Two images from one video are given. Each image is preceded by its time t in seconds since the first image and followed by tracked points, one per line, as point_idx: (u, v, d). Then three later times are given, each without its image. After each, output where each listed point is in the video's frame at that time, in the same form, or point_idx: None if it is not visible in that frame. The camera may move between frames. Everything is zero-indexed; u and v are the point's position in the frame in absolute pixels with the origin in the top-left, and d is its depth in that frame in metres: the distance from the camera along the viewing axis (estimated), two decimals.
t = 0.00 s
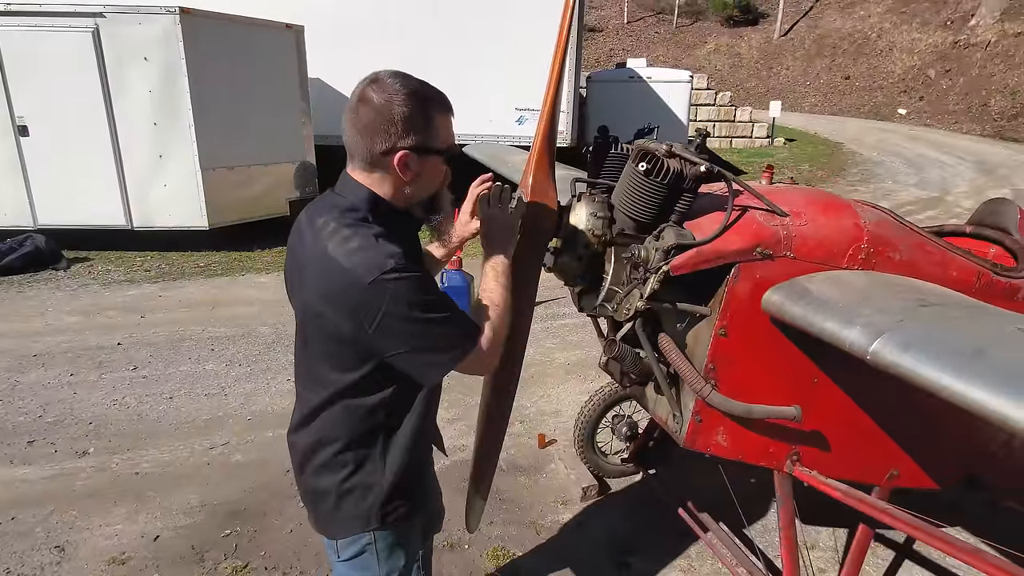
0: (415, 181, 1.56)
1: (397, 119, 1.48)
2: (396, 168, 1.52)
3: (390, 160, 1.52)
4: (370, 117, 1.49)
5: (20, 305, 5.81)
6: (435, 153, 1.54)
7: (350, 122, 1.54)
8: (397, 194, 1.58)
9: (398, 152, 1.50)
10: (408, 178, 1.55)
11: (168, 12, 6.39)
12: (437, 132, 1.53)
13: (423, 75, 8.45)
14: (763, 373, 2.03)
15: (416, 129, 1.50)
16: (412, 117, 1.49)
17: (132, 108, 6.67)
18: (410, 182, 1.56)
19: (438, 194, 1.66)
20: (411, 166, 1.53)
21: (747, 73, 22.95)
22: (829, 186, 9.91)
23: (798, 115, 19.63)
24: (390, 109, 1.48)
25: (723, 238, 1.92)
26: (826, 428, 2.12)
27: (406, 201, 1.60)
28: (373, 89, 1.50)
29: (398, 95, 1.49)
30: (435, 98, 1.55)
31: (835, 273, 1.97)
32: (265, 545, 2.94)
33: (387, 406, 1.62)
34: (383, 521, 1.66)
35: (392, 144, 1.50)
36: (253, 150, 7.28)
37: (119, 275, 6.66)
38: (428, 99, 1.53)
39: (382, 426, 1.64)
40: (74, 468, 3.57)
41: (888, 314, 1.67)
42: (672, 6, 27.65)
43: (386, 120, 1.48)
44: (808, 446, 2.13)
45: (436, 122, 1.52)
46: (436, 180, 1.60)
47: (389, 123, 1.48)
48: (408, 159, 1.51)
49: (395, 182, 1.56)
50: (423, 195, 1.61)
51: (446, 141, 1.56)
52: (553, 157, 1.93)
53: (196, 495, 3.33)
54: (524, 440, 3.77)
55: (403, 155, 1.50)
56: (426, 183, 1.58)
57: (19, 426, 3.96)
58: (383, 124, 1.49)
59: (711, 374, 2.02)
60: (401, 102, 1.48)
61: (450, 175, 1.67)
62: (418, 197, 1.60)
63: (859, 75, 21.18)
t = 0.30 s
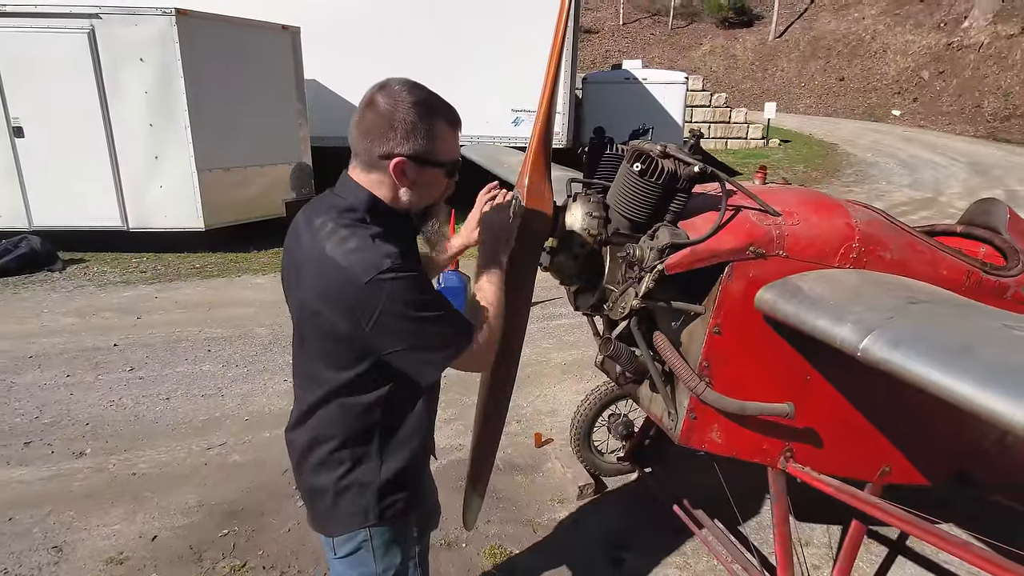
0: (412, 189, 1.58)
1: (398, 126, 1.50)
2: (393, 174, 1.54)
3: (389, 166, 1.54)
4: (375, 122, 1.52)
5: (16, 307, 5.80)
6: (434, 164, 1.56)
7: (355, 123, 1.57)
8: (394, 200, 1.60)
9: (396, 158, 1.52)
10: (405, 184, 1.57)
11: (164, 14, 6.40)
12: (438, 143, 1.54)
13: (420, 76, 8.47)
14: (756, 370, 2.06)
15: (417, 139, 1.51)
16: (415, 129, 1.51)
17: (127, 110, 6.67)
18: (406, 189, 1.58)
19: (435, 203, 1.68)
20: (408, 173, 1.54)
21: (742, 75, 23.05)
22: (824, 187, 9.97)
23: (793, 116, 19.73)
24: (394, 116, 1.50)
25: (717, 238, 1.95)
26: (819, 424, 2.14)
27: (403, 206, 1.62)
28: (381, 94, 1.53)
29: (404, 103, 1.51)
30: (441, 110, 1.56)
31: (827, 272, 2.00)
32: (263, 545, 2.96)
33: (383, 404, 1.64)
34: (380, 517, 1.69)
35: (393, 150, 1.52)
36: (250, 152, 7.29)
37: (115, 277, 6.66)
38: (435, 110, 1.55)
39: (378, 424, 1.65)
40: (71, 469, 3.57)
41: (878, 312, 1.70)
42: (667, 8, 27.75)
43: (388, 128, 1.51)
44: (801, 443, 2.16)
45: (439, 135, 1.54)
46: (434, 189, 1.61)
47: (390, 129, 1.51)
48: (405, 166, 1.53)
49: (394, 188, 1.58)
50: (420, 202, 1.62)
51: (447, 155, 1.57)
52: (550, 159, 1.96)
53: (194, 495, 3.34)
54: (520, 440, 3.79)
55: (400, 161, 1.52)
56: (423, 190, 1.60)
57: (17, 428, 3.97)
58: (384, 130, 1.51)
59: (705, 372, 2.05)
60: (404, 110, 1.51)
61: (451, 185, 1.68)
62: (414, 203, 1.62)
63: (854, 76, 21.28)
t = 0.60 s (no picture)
0: (402, 186, 1.58)
1: (383, 124, 1.50)
2: (381, 171, 1.55)
3: (377, 164, 1.54)
4: (362, 120, 1.52)
5: (10, 305, 5.78)
6: (422, 160, 1.55)
7: (344, 123, 1.57)
8: (386, 197, 1.60)
9: (383, 156, 1.53)
10: (395, 182, 1.57)
11: (158, 11, 6.37)
12: (423, 140, 1.53)
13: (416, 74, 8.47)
14: (750, 367, 2.06)
15: (402, 136, 1.51)
16: (400, 124, 1.50)
17: (121, 108, 6.64)
18: (397, 186, 1.58)
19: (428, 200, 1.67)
20: (396, 170, 1.55)
21: (738, 73, 23.10)
22: (819, 185, 10.00)
23: (789, 114, 19.77)
24: (378, 115, 1.50)
25: (710, 235, 1.95)
26: (812, 420, 2.15)
27: (396, 203, 1.62)
28: (366, 91, 1.53)
29: (389, 100, 1.51)
30: (427, 104, 1.56)
31: (820, 269, 2.00)
32: (259, 543, 2.96)
33: (376, 400, 1.63)
34: (373, 512, 1.69)
35: (380, 147, 1.52)
36: (245, 150, 7.27)
37: (109, 275, 6.63)
38: (421, 106, 1.54)
39: (371, 421, 1.65)
40: (65, 468, 3.56)
41: (871, 309, 1.71)
42: (663, 6, 27.76)
43: (373, 126, 1.51)
44: (794, 439, 2.17)
45: (424, 131, 1.53)
46: (424, 186, 1.61)
47: (376, 128, 1.51)
48: (393, 164, 1.53)
49: (385, 186, 1.58)
50: (413, 199, 1.62)
51: (434, 150, 1.56)
52: (543, 157, 1.96)
53: (189, 494, 3.33)
54: (516, 438, 3.79)
55: (387, 159, 1.52)
56: (412, 188, 1.60)
57: (11, 427, 3.95)
58: (370, 128, 1.52)
59: (699, 369, 2.05)
60: (389, 107, 1.50)
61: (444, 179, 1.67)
62: (407, 200, 1.62)
63: (849, 74, 21.33)
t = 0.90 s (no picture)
0: (399, 172, 1.57)
1: (371, 112, 1.52)
2: (375, 158, 1.54)
3: (370, 154, 1.54)
4: (349, 114, 1.55)
5: (5, 304, 5.76)
6: (415, 142, 1.55)
7: (338, 123, 1.60)
8: (386, 188, 1.59)
9: (376, 143, 1.53)
10: (392, 169, 1.56)
11: (154, 9, 6.35)
12: (410, 119, 1.53)
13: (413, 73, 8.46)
14: (747, 365, 2.06)
15: (389, 118, 1.51)
16: (386, 109, 1.52)
17: (116, 106, 6.62)
18: (393, 173, 1.57)
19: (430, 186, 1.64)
20: (392, 157, 1.55)
21: (735, 72, 23.14)
22: (815, 183, 10.03)
23: (785, 113, 19.79)
24: (363, 103, 1.52)
25: (708, 232, 1.95)
26: (809, 418, 2.15)
27: (397, 192, 1.59)
28: (354, 88, 1.57)
29: (375, 89, 1.54)
30: (412, 89, 1.57)
31: (816, 266, 2.01)
32: (255, 542, 2.95)
33: (376, 390, 1.63)
34: (370, 502, 1.68)
35: (369, 135, 1.53)
36: (241, 149, 7.25)
37: (105, 274, 6.61)
38: (408, 92, 1.56)
39: (370, 410, 1.64)
40: (60, 468, 3.54)
41: (868, 305, 1.71)
42: (660, 5, 27.77)
43: (361, 115, 1.53)
44: (791, 437, 2.17)
45: (409, 110, 1.53)
46: (423, 169, 1.59)
47: (365, 117, 1.52)
48: (387, 149, 1.54)
49: (381, 174, 1.57)
50: (412, 183, 1.60)
51: (426, 128, 1.55)
52: (540, 152, 1.96)
53: (185, 493, 3.32)
54: (513, 436, 3.79)
55: (381, 145, 1.53)
56: (411, 173, 1.58)
57: (5, 427, 3.93)
58: (360, 118, 1.53)
59: (697, 367, 2.05)
60: (377, 95, 1.53)
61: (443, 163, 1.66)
62: (407, 187, 1.60)
63: (846, 73, 21.35)
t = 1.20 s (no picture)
0: (390, 169, 1.58)
1: (362, 109, 1.54)
2: (366, 155, 1.56)
3: (361, 150, 1.56)
4: (342, 112, 1.58)
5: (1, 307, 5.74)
6: (405, 136, 1.55)
7: (333, 123, 1.63)
8: (381, 186, 1.60)
9: (365, 139, 1.54)
10: (383, 165, 1.57)
11: (150, 10, 6.34)
12: (401, 117, 1.54)
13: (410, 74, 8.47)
14: (743, 365, 2.07)
15: (378, 114, 1.53)
16: (376, 105, 1.54)
17: (113, 108, 6.61)
18: (385, 170, 1.58)
19: (423, 182, 1.64)
20: (382, 152, 1.56)
21: (732, 74, 23.21)
22: (812, 184, 10.05)
23: (782, 114, 19.84)
24: (357, 99, 1.55)
25: (704, 234, 1.96)
26: (805, 419, 2.16)
27: (389, 189, 1.61)
28: (348, 87, 1.60)
29: (367, 87, 1.57)
30: (403, 87, 1.59)
31: (812, 268, 2.01)
32: (253, 544, 2.95)
33: (372, 388, 1.63)
34: (366, 500, 1.68)
35: (359, 131, 1.55)
36: (237, 150, 7.25)
37: (102, 276, 6.60)
38: (399, 88, 1.58)
39: (365, 408, 1.65)
40: (56, 470, 3.53)
41: (863, 306, 1.71)
42: (657, 6, 27.82)
43: (352, 112, 1.56)
44: (788, 438, 2.18)
45: (401, 108, 1.55)
46: (414, 165, 1.59)
47: (356, 114, 1.55)
48: (376, 144, 1.55)
49: (374, 172, 1.58)
50: (404, 181, 1.60)
51: (415, 123, 1.56)
52: (537, 154, 1.97)
53: (182, 495, 3.31)
54: (511, 437, 3.79)
55: (370, 141, 1.54)
56: (402, 169, 1.58)
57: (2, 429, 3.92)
58: (351, 115, 1.56)
59: (693, 368, 2.06)
60: (368, 92, 1.55)
61: (438, 161, 1.65)
62: (400, 184, 1.60)
63: (842, 74, 21.41)
